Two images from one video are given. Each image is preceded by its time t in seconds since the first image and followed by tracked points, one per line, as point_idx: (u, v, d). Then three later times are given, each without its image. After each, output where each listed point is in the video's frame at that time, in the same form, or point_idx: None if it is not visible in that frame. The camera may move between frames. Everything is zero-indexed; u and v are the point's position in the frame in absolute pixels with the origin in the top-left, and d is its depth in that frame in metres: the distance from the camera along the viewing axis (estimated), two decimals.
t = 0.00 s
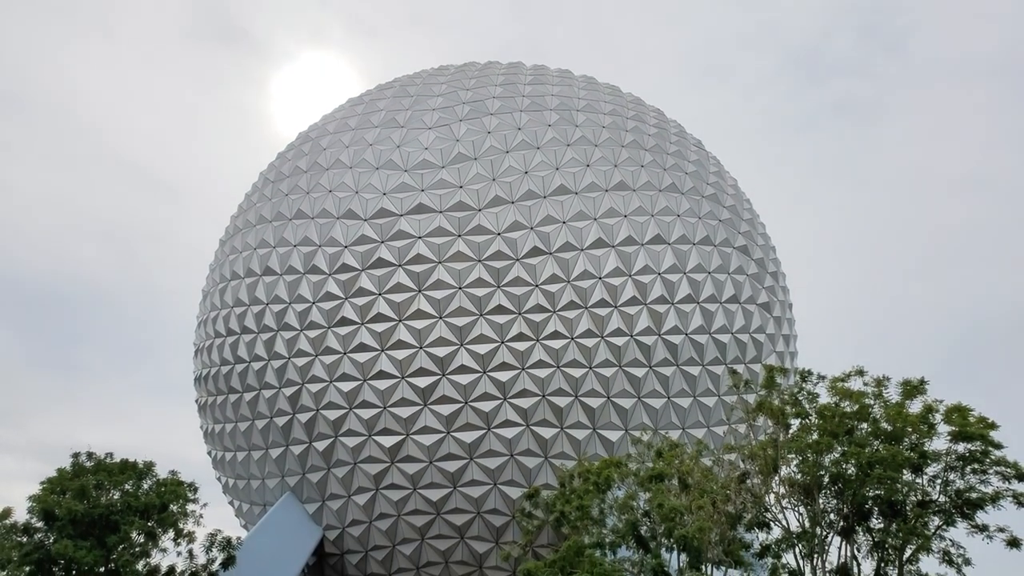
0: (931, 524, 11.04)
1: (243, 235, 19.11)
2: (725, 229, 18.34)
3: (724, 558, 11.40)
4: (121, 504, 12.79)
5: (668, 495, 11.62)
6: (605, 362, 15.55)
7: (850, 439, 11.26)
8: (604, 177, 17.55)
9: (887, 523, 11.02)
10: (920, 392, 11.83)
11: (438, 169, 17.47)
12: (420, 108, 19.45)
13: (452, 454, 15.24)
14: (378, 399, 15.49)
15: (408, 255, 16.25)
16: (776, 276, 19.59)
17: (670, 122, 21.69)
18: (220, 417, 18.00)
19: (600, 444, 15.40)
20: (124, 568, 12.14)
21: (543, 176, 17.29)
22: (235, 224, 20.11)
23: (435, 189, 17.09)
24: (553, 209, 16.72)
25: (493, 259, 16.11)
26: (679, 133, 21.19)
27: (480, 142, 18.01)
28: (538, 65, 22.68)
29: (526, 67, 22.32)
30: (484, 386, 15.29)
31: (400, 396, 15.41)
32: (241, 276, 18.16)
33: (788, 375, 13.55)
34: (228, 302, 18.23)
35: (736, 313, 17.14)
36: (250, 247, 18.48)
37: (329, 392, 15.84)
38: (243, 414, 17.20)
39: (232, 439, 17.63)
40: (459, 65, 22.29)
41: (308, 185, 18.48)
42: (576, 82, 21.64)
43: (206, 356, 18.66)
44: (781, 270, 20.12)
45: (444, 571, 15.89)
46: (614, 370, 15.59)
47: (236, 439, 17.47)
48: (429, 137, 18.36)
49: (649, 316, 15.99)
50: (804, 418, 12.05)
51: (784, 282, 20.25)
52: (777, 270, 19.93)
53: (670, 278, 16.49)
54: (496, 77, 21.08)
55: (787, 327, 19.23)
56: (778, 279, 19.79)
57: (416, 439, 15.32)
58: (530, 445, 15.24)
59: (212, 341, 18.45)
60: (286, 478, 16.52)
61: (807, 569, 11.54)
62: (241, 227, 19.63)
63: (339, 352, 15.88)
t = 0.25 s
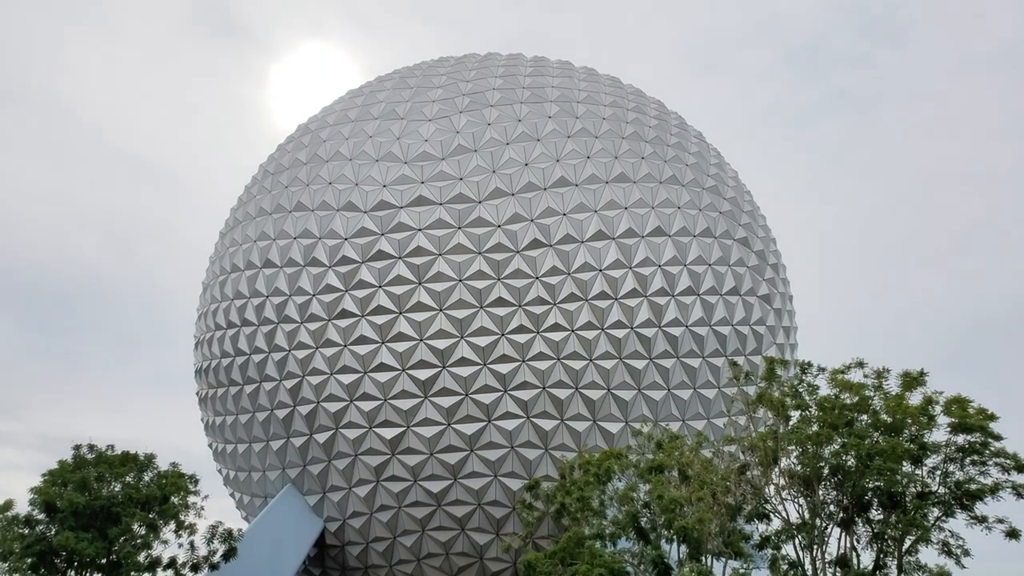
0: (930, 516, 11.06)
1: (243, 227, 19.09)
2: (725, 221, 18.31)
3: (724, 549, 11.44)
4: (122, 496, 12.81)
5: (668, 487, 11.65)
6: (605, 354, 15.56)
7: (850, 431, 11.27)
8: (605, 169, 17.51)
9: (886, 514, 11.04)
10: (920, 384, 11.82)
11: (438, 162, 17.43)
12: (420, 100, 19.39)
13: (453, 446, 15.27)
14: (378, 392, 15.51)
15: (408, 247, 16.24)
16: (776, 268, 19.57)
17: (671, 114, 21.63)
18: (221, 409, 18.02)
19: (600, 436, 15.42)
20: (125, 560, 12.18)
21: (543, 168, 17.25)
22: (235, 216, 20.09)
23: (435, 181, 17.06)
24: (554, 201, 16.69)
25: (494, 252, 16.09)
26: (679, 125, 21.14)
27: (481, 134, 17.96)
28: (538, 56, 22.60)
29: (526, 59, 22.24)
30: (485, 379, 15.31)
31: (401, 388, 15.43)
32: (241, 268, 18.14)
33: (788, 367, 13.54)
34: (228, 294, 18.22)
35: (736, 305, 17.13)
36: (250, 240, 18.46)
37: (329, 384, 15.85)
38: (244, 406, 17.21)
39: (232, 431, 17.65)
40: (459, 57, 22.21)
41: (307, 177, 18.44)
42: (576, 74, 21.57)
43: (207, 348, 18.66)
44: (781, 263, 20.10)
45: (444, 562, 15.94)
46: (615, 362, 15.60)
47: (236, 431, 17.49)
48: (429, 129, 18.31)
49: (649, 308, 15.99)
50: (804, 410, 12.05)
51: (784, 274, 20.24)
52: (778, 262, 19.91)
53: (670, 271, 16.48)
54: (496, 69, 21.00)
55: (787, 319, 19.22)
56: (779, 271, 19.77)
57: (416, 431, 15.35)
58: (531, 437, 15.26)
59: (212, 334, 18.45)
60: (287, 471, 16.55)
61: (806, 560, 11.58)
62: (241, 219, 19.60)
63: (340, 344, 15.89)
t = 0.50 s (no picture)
0: (929, 509, 11.08)
1: (243, 219, 19.05)
2: (725, 214, 18.28)
3: (722, 541, 11.48)
4: (122, 488, 12.83)
5: (667, 479, 11.66)
6: (605, 347, 15.56)
7: (849, 424, 11.27)
8: (606, 162, 17.47)
9: (885, 507, 11.07)
10: (920, 377, 11.81)
11: (438, 154, 17.38)
12: (421, 92, 19.32)
13: (453, 438, 15.29)
14: (378, 384, 15.52)
15: (408, 239, 16.22)
16: (777, 261, 19.55)
17: (672, 107, 21.57)
18: (221, 401, 18.03)
19: (600, 429, 15.44)
20: (126, 551, 12.22)
21: (543, 160, 17.20)
22: (235, 208, 20.05)
23: (436, 173, 17.02)
24: (554, 194, 16.66)
25: (494, 244, 16.07)
26: (680, 117, 21.07)
27: (481, 126, 17.91)
28: (539, 48, 22.51)
29: (527, 51, 22.15)
30: (485, 371, 15.32)
31: (401, 380, 15.44)
32: (241, 260, 18.12)
33: (788, 360, 13.52)
34: (228, 286, 18.21)
35: (736, 298, 17.12)
36: (250, 231, 18.43)
37: (329, 376, 15.85)
38: (244, 398, 17.22)
39: (232, 423, 17.67)
40: (460, 48, 22.13)
41: (307, 168, 18.39)
42: (577, 66, 21.49)
43: (207, 340, 18.66)
44: (781, 256, 20.08)
45: (444, 554, 15.99)
46: (615, 355, 15.60)
47: (237, 423, 17.50)
48: (429, 121, 18.26)
49: (650, 301, 15.98)
50: (803, 403, 12.04)
51: (784, 267, 20.22)
52: (778, 256, 19.90)
53: (671, 264, 16.46)
54: (497, 60, 20.92)
55: (787, 312, 19.21)
56: (779, 264, 19.76)
57: (416, 423, 15.36)
58: (531, 430, 15.28)
59: (212, 326, 18.44)
60: (287, 462, 16.57)
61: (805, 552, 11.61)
62: (241, 211, 19.56)
63: (340, 336, 15.89)
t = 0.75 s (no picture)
0: (927, 503, 11.09)
1: (243, 211, 19.02)
2: (726, 208, 18.25)
3: (721, 535, 11.51)
4: (123, 479, 12.85)
5: (667, 472, 11.68)
6: (605, 340, 15.56)
7: (849, 418, 11.28)
8: (606, 155, 17.43)
9: (883, 501, 11.09)
10: (920, 371, 11.81)
11: (439, 146, 17.34)
12: (421, 84, 19.25)
13: (453, 431, 15.30)
14: (378, 377, 15.53)
15: (408, 232, 16.20)
16: (777, 255, 19.52)
17: (673, 100, 21.50)
18: (221, 393, 18.03)
19: (600, 422, 15.45)
20: (126, 542, 12.25)
21: (544, 153, 17.16)
22: (235, 200, 20.02)
23: (436, 166, 16.98)
24: (555, 187, 16.63)
25: (494, 238, 16.05)
26: (681, 111, 21.01)
27: (482, 119, 17.85)
28: (540, 41, 22.44)
29: (528, 43, 22.07)
30: (485, 365, 15.32)
31: (401, 373, 15.45)
32: (241, 252, 18.10)
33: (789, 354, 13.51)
34: (228, 279, 18.19)
35: (737, 292, 17.11)
36: (250, 224, 18.40)
37: (329, 369, 15.86)
38: (244, 390, 17.23)
39: (233, 416, 17.67)
40: (461, 41, 22.04)
41: (308, 161, 18.34)
42: (578, 58, 21.41)
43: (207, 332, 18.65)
44: (782, 250, 20.06)
45: (444, 546, 16.04)
46: (615, 349, 15.60)
47: (237, 415, 17.51)
48: (429, 113, 18.21)
49: (650, 295, 15.97)
50: (803, 397, 12.03)
51: (785, 261, 20.19)
52: (779, 250, 19.89)
53: (671, 257, 16.44)
54: (498, 53, 20.84)
55: (787, 306, 19.20)
56: (780, 258, 19.73)
57: (417, 416, 15.38)
58: (531, 423, 15.30)
59: (213, 318, 18.42)
60: (287, 455, 16.58)
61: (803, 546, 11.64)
62: (241, 203, 19.52)
63: (340, 329, 15.89)
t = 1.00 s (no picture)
0: (927, 496, 11.11)
1: (243, 205, 19.00)
2: (726, 201, 18.22)
3: (721, 528, 11.52)
4: (124, 473, 12.86)
5: (667, 465, 11.70)
6: (605, 334, 15.57)
7: (849, 412, 11.28)
8: (607, 148, 17.40)
9: (883, 494, 11.11)
10: (920, 365, 11.80)
11: (439, 140, 17.31)
12: (421, 77, 19.20)
13: (453, 424, 15.32)
14: (378, 370, 15.54)
15: (408, 226, 16.19)
16: (777, 249, 19.50)
17: (674, 93, 21.44)
18: (222, 387, 18.05)
19: (600, 416, 15.46)
20: (128, 536, 12.27)
21: (544, 146, 17.13)
22: (235, 194, 19.99)
23: (436, 159, 16.96)
24: (555, 181, 16.60)
25: (494, 231, 16.04)
26: (682, 104, 20.95)
27: (482, 112, 17.81)
28: (540, 34, 22.36)
29: (528, 36, 22.01)
30: (485, 358, 15.33)
31: (401, 367, 15.46)
32: (241, 246, 18.09)
33: (789, 347, 13.49)
34: (228, 272, 18.19)
35: (737, 286, 17.09)
36: (250, 217, 18.38)
37: (330, 363, 15.87)
38: (245, 384, 17.24)
39: (233, 409, 17.69)
40: (460, 34, 21.97)
41: (307, 154, 18.31)
42: (579, 51, 21.35)
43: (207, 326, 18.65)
44: (782, 243, 20.03)
45: (444, 539, 16.07)
46: (615, 342, 15.61)
47: (237, 408, 17.52)
48: (429, 107, 18.16)
49: (650, 289, 15.96)
50: (803, 390, 12.03)
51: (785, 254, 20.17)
52: (779, 243, 19.86)
53: (671, 251, 16.42)
54: (498, 45, 20.78)
55: (787, 300, 19.19)
56: (780, 252, 19.71)
57: (417, 409, 15.40)
58: (531, 416, 15.31)
59: (213, 311, 18.42)
60: (287, 448, 16.60)
61: (803, 539, 11.67)
62: (241, 196, 19.50)
63: (340, 323, 15.90)
